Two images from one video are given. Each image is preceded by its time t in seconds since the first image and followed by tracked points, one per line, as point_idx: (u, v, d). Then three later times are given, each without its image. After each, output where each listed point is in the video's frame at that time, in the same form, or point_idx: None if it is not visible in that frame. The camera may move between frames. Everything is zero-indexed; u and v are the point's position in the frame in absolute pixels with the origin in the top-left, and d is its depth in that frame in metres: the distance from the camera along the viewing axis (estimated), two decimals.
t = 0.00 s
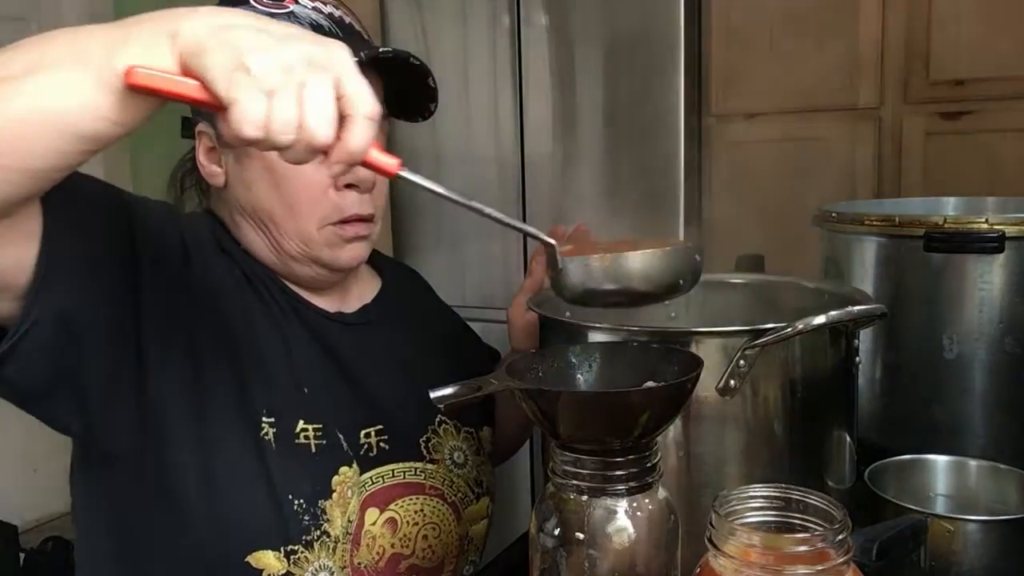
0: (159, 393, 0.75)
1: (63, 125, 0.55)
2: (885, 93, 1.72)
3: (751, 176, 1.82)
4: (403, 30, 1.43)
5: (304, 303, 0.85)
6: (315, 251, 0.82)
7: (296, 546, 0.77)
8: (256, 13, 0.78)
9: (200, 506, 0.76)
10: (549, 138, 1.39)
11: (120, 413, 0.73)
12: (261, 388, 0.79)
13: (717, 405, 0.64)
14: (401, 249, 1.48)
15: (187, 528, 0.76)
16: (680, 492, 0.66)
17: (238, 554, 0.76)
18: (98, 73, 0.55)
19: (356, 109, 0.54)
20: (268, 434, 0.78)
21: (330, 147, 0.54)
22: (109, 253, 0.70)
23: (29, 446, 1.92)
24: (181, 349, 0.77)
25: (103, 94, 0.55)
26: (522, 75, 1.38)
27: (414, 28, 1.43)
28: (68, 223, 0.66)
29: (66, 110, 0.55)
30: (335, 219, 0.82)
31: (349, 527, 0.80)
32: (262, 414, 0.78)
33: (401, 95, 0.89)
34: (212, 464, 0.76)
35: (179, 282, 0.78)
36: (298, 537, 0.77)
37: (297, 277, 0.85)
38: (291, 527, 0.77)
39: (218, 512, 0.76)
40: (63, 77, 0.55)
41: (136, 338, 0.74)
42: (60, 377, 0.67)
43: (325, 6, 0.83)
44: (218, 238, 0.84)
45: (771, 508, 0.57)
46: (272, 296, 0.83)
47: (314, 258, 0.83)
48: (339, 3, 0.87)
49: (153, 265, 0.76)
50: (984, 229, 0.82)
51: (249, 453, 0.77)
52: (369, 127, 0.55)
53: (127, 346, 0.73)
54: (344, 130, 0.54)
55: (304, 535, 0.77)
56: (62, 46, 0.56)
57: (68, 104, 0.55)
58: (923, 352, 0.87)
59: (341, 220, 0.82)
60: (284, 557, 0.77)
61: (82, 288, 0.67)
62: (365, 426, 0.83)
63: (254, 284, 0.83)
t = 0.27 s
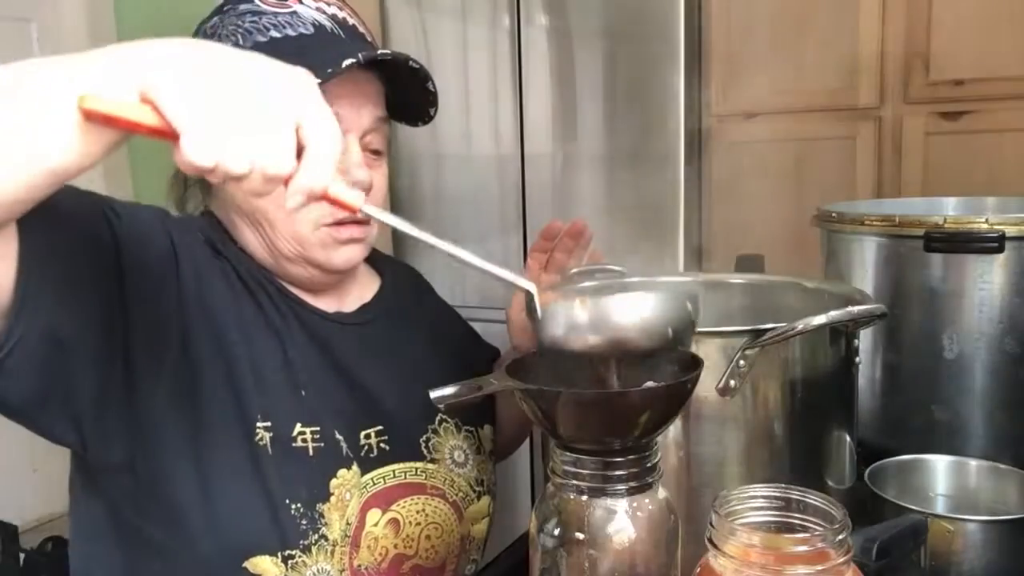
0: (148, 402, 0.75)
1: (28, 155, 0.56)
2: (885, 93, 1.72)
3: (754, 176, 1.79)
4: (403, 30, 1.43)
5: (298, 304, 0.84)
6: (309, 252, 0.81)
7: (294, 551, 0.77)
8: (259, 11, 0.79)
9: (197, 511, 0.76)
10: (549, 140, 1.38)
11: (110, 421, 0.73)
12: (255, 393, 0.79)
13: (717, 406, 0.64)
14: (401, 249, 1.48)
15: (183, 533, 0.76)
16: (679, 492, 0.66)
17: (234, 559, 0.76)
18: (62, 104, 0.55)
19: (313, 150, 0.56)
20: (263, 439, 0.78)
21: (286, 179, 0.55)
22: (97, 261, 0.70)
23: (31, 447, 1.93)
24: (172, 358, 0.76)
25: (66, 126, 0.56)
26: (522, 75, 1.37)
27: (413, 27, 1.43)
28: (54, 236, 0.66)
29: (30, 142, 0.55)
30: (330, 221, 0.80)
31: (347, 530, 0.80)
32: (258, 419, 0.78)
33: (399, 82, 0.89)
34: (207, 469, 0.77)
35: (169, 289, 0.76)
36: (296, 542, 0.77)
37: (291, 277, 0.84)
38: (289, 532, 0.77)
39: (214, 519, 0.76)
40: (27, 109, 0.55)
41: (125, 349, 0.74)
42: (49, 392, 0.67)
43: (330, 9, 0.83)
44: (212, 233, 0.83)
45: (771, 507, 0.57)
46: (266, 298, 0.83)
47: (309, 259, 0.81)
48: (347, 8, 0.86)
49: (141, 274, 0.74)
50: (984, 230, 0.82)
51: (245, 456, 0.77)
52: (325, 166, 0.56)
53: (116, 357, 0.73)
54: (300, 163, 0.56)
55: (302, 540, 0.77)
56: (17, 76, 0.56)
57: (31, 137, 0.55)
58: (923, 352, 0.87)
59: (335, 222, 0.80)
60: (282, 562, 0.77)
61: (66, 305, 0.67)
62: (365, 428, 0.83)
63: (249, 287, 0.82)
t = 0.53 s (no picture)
0: (145, 411, 0.75)
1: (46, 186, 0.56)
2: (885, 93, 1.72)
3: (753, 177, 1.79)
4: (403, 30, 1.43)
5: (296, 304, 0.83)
6: (307, 255, 0.80)
7: (295, 553, 0.77)
8: (259, 12, 0.77)
9: (197, 517, 0.75)
10: (550, 139, 1.37)
11: (109, 433, 0.73)
12: (253, 398, 0.78)
13: (717, 405, 0.64)
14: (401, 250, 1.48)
15: (183, 536, 0.76)
16: (680, 491, 0.66)
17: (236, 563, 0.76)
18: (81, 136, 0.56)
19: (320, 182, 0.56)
20: (262, 443, 0.77)
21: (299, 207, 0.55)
22: (91, 271, 0.69)
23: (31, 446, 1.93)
24: (169, 365, 0.76)
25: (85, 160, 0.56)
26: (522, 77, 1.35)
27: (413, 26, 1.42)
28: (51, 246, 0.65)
29: (46, 172, 0.56)
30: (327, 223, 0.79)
31: (347, 531, 0.80)
32: (256, 424, 0.77)
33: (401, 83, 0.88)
34: (207, 473, 0.76)
35: (166, 300, 0.76)
36: (297, 545, 0.77)
37: (290, 278, 0.84)
38: (290, 533, 0.77)
39: (213, 526, 0.76)
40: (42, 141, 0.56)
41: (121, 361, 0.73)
42: (49, 410, 0.67)
43: (331, 10, 0.82)
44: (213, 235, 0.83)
45: (771, 507, 0.57)
46: (264, 299, 0.82)
47: (308, 261, 0.81)
48: (347, 9, 0.85)
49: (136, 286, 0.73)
50: (984, 229, 0.82)
51: (244, 461, 0.77)
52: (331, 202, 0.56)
53: (114, 368, 0.72)
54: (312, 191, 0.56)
55: (303, 543, 0.77)
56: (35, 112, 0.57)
57: (46, 167, 0.55)
58: (923, 352, 0.87)
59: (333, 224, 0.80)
60: (283, 565, 0.77)
61: (65, 321, 0.66)
62: (365, 428, 0.83)
63: (246, 289, 0.82)
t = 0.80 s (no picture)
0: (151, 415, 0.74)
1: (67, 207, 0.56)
2: (885, 93, 1.72)
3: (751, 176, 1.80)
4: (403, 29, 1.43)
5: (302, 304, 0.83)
6: (312, 255, 0.80)
7: (302, 549, 0.77)
8: (269, 15, 0.77)
9: (203, 518, 0.75)
10: (550, 139, 1.37)
11: (118, 437, 0.72)
12: (258, 397, 0.78)
13: (717, 405, 0.64)
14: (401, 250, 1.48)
15: (186, 537, 0.76)
16: (680, 491, 0.66)
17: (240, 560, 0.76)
18: (107, 159, 0.57)
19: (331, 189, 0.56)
20: (269, 441, 0.77)
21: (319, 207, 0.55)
22: (98, 273, 0.69)
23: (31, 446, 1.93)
24: (174, 368, 0.75)
25: (113, 182, 0.57)
26: (522, 76, 1.35)
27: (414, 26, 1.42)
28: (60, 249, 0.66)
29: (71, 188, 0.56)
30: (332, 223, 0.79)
31: (353, 528, 0.79)
32: (259, 422, 0.78)
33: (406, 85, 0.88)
34: (211, 474, 0.76)
35: (172, 304, 0.76)
36: (304, 541, 0.77)
37: (295, 277, 0.83)
38: (295, 530, 0.77)
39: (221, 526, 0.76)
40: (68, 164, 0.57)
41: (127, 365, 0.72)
42: (58, 411, 0.67)
43: (342, 12, 0.81)
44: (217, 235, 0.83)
45: (771, 507, 0.57)
46: (269, 300, 0.82)
47: (311, 262, 0.80)
48: (356, 12, 0.84)
49: (143, 290, 0.73)
50: (984, 229, 0.82)
51: (247, 460, 0.77)
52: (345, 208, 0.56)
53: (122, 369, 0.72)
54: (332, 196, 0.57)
55: (309, 539, 0.77)
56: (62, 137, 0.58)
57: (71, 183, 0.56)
58: (923, 352, 0.87)
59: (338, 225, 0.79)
60: (290, 562, 0.77)
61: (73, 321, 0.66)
62: (370, 426, 0.83)
63: (251, 292, 0.82)
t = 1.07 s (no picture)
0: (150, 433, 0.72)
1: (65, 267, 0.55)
2: (885, 93, 1.72)
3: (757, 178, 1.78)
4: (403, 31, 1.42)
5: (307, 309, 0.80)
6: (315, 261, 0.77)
7: (298, 548, 0.73)
8: (286, 20, 0.73)
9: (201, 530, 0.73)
10: (550, 140, 1.38)
11: (115, 456, 0.71)
12: (255, 405, 0.75)
13: (717, 405, 0.64)
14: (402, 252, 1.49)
15: (180, 546, 0.74)
16: (680, 491, 0.66)
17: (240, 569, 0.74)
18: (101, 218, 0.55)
19: (327, 210, 0.53)
20: (264, 444, 0.74)
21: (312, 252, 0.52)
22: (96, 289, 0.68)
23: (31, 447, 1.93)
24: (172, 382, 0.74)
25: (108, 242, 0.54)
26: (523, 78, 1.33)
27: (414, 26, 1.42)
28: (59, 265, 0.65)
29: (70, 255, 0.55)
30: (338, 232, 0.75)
31: (352, 527, 0.75)
32: (257, 426, 0.74)
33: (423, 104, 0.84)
34: (208, 480, 0.73)
35: (167, 329, 0.74)
36: (301, 540, 0.73)
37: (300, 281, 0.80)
38: (293, 530, 0.73)
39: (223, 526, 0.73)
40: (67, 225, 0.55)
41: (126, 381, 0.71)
42: (63, 429, 0.66)
43: (359, 23, 0.77)
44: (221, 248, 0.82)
45: (771, 507, 0.57)
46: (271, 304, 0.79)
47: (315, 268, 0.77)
48: (374, 22, 0.81)
49: (136, 313, 0.72)
50: (984, 229, 0.82)
51: (245, 465, 0.74)
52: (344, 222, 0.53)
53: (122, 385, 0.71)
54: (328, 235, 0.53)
55: (307, 538, 0.73)
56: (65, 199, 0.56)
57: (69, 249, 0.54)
58: (923, 352, 0.87)
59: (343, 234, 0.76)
60: (287, 560, 0.73)
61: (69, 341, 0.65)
62: (371, 425, 0.79)
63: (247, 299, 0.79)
